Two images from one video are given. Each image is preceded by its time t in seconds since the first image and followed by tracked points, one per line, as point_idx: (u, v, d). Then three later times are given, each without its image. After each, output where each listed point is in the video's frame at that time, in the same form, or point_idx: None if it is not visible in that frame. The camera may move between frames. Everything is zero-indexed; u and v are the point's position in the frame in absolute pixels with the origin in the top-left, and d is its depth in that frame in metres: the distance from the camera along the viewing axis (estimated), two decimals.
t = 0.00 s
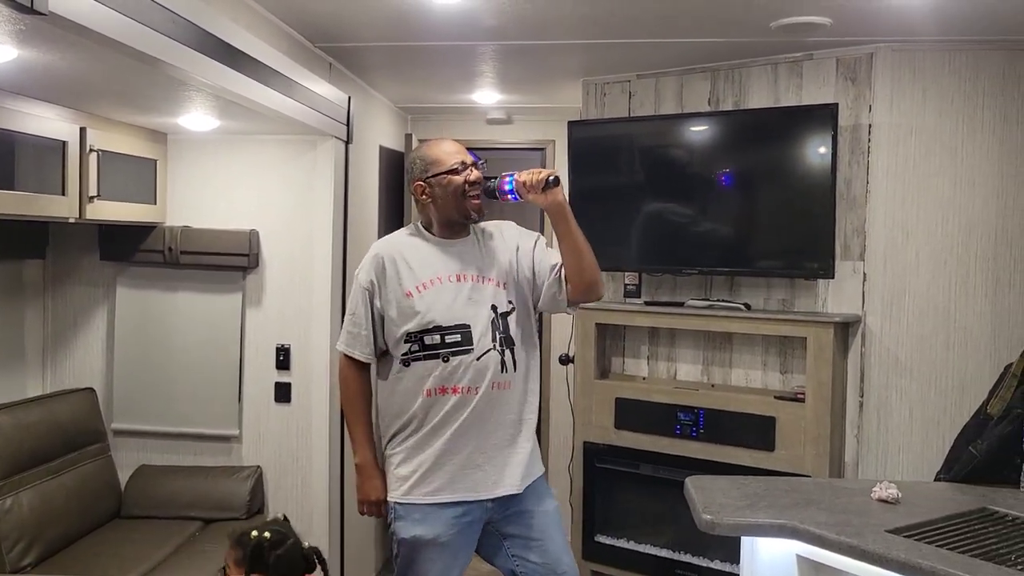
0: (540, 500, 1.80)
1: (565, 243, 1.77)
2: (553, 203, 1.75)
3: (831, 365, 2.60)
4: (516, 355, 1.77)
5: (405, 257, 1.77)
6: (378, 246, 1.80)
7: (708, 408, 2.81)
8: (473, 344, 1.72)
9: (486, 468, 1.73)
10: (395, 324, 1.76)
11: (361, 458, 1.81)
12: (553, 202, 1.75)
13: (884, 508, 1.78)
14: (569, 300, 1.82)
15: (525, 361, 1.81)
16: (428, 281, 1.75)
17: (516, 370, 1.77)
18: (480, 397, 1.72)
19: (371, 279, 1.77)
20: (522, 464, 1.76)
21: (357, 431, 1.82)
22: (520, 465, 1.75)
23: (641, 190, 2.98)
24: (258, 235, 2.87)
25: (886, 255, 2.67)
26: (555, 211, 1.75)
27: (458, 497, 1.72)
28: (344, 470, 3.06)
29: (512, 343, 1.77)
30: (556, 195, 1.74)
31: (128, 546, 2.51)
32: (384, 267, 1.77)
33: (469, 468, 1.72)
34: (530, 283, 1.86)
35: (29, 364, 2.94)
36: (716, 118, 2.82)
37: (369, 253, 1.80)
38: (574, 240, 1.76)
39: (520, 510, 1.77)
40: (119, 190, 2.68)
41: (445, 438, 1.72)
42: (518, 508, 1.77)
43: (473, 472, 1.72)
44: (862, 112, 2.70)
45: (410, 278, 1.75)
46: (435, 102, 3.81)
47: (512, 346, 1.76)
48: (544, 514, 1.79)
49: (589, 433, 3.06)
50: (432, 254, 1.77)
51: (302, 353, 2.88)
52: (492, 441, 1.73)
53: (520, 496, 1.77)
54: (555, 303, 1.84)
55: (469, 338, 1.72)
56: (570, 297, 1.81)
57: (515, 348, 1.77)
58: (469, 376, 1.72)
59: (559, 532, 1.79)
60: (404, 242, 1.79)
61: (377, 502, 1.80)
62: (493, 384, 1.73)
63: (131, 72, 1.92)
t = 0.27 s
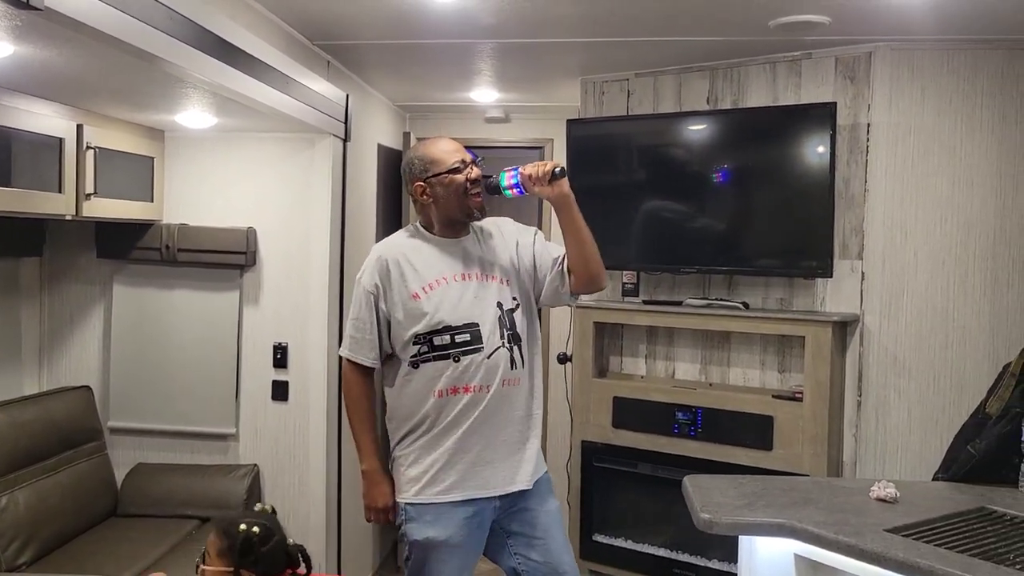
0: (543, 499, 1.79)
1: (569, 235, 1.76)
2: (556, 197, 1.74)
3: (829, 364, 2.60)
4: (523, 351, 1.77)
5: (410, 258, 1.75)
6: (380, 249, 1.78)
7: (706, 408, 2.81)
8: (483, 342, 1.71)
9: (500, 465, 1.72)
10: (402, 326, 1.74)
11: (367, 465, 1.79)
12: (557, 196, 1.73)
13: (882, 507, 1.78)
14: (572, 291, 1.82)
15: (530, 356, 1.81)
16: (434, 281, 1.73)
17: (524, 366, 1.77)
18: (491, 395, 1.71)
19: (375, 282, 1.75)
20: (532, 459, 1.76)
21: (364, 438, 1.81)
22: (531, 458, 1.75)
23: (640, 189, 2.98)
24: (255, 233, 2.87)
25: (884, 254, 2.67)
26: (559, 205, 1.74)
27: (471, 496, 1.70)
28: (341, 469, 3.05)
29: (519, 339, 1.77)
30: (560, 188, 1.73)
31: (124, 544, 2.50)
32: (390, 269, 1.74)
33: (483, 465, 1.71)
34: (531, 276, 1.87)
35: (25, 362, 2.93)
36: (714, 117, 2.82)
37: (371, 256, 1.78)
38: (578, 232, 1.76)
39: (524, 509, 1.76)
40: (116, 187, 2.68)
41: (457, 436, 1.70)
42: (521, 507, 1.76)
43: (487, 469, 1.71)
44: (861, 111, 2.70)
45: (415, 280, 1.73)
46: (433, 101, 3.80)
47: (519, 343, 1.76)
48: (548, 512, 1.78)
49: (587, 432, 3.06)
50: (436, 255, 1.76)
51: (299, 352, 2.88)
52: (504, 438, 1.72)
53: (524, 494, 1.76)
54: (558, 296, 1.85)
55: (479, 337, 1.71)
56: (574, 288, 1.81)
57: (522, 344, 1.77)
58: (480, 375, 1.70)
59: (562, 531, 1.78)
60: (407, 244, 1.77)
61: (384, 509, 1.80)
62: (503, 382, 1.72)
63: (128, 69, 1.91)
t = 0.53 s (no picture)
0: (547, 496, 1.78)
1: (572, 227, 1.79)
2: (561, 189, 1.77)
3: (827, 364, 2.59)
4: (530, 347, 1.77)
5: (416, 260, 1.73)
6: (385, 253, 1.75)
7: (704, 407, 2.80)
8: (494, 340, 1.70)
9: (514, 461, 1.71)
10: (412, 329, 1.71)
11: (377, 473, 1.76)
12: (563, 187, 1.76)
13: (880, 507, 1.78)
14: (574, 283, 1.85)
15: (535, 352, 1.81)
16: (442, 282, 1.71)
17: (531, 362, 1.77)
18: (503, 392, 1.70)
19: (383, 286, 1.72)
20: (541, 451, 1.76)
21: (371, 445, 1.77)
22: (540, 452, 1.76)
23: (638, 188, 2.97)
24: (253, 231, 2.86)
25: (882, 253, 2.67)
26: (564, 197, 1.77)
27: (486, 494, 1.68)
28: (338, 467, 3.04)
29: (526, 336, 1.76)
30: (565, 180, 1.76)
31: (120, 542, 2.50)
32: (399, 272, 1.72)
33: (498, 462, 1.69)
34: (533, 272, 1.88)
35: (22, 360, 2.92)
36: (712, 116, 2.82)
37: (375, 260, 1.75)
38: (582, 223, 1.79)
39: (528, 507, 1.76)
40: (113, 184, 2.67)
41: (471, 434, 1.69)
42: (525, 504, 1.75)
43: (501, 467, 1.70)
44: (859, 111, 2.70)
45: (424, 281, 1.71)
46: (431, 99, 3.79)
47: (525, 339, 1.76)
48: (553, 511, 1.78)
49: (584, 432, 3.05)
50: (441, 255, 1.74)
51: (296, 350, 2.87)
52: (516, 433, 1.72)
53: (530, 490, 1.75)
54: (560, 290, 1.86)
55: (489, 335, 1.70)
56: (576, 279, 1.84)
57: (528, 340, 1.77)
58: (492, 373, 1.69)
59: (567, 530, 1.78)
60: (413, 247, 1.75)
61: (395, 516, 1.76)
62: (514, 379, 1.71)
63: (125, 65, 1.90)
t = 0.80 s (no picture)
0: (553, 494, 1.77)
1: (577, 221, 1.79)
2: (567, 182, 1.77)
3: (825, 363, 2.60)
4: (538, 344, 1.77)
5: (423, 262, 1.72)
6: (392, 256, 1.74)
7: (702, 405, 2.80)
8: (504, 338, 1.69)
9: (526, 457, 1.70)
10: (421, 331, 1.71)
11: (388, 479, 1.73)
12: (569, 181, 1.77)
13: (878, 506, 1.79)
14: (577, 277, 1.85)
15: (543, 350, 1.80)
16: (450, 282, 1.71)
17: (540, 359, 1.76)
18: (513, 389, 1.69)
19: (390, 289, 1.71)
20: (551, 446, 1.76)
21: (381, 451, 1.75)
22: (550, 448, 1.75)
23: (637, 187, 2.97)
24: (251, 229, 2.86)
25: (880, 252, 2.67)
26: (571, 191, 1.77)
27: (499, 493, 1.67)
28: (336, 466, 3.04)
29: (534, 333, 1.76)
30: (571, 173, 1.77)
31: (118, 540, 2.50)
32: (407, 274, 1.71)
33: (511, 460, 1.69)
34: (535, 266, 1.88)
35: (20, 357, 2.91)
36: (711, 115, 2.82)
37: (381, 264, 1.74)
38: (588, 216, 1.80)
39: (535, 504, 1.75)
40: (111, 182, 2.66)
41: (483, 433, 1.68)
42: (532, 502, 1.75)
43: (513, 464, 1.69)
44: (858, 110, 2.70)
45: (432, 282, 1.70)
46: (430, 97, 3.79)
47: (533, 336, 1.76)
48: (560, 511, 1.77)
49: (583, 430, 3.05)
50: (447, 256, 1.74)
51: (294, 348, 2.87)
52: (527, 430, 1.71)
53: (539, 488, 1.75)
54: (563, 285, 1.87)
55: (499, 333, 1.69)
56: (581, 272, 1.84)
57: (536, 337, 1.76)
58: (503, 371, 1.68)
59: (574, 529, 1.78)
60: (419, 249, 1.74)
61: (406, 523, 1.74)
62: (524, 376, 1.71)
63: (124, 62, 1.90)
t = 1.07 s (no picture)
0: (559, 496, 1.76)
1: (582, 220, 1.82)
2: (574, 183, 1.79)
3: (824, 364, 2.59)
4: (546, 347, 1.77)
5: (432, 268, 1.70)
6: (400, 263, 1.71)
7: (701, 407, 2.80)
8: (515, 342, 1.69)
9: (537, 458, 1.70)
10: (432, 337, 1.69)
11: (399, 488, 1.70)
12: (576, 181, 1.79)
13: (876, 508, 1.79)
14: (581, 277, 1.87)
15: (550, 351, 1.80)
16: (460, 287, 1.69)
17: (548, 361, 1.76)
18: (525, 392, 1.69)
19: (401, 297, 1.68)
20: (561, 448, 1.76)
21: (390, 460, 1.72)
22: (559, 449, 1.76)
23: (636, 188, 2.97)
24: (250, 229, 2.86)
25: (880, 254, 2.67)
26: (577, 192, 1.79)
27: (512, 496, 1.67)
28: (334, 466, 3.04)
29: (542, 335, 1.76)
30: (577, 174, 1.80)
31: (117, 540, 2.49)
32: (416, 280, 1.69)
33: (523, 463, 1.68)
34: (539, 268, 1.87)
35: (18, 357, 2.91)
36: (710, 116, 2.82)
37: (388, 271, 1.71)
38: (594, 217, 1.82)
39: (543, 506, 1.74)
40: (110, 182, 2.66)
41: (496, 437, 1.67)
42: (540, 505, 1.74)
43: (525, 467, 1.68)
44: (857, 111, 2.70)
45: (442, 288, 1.69)
46: (430, 98, 3.79)
47: (541, 338, 1.76)
48: (566, 515, 1.76)
49: (582, 432, 3.05)
50: (456, 261, 1.72)
51: (293, 349, 2.87)
52: (539, 431, 1.71)
53: (548, 490, 1.74)
54: (567, 286, 1.88)
55: (510, 337, 1.68)
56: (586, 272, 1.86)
57: (544, 340, 1.77)
58: (515, 374, 1.68)
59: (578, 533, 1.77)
60: (427, 254, 1.72)
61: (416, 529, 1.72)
62: (534, 378, 1.70)
63: (123, 61, 1.90)
